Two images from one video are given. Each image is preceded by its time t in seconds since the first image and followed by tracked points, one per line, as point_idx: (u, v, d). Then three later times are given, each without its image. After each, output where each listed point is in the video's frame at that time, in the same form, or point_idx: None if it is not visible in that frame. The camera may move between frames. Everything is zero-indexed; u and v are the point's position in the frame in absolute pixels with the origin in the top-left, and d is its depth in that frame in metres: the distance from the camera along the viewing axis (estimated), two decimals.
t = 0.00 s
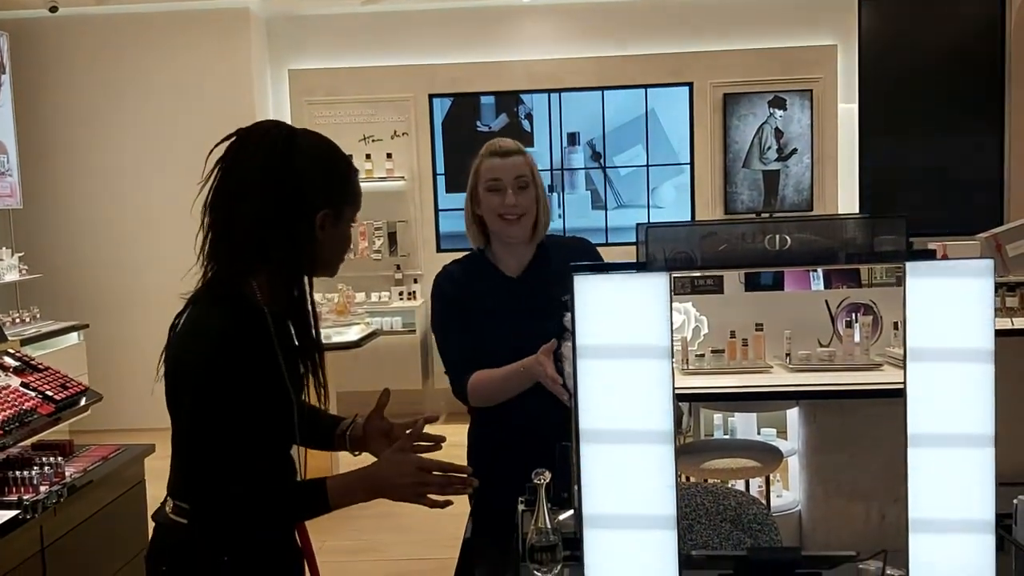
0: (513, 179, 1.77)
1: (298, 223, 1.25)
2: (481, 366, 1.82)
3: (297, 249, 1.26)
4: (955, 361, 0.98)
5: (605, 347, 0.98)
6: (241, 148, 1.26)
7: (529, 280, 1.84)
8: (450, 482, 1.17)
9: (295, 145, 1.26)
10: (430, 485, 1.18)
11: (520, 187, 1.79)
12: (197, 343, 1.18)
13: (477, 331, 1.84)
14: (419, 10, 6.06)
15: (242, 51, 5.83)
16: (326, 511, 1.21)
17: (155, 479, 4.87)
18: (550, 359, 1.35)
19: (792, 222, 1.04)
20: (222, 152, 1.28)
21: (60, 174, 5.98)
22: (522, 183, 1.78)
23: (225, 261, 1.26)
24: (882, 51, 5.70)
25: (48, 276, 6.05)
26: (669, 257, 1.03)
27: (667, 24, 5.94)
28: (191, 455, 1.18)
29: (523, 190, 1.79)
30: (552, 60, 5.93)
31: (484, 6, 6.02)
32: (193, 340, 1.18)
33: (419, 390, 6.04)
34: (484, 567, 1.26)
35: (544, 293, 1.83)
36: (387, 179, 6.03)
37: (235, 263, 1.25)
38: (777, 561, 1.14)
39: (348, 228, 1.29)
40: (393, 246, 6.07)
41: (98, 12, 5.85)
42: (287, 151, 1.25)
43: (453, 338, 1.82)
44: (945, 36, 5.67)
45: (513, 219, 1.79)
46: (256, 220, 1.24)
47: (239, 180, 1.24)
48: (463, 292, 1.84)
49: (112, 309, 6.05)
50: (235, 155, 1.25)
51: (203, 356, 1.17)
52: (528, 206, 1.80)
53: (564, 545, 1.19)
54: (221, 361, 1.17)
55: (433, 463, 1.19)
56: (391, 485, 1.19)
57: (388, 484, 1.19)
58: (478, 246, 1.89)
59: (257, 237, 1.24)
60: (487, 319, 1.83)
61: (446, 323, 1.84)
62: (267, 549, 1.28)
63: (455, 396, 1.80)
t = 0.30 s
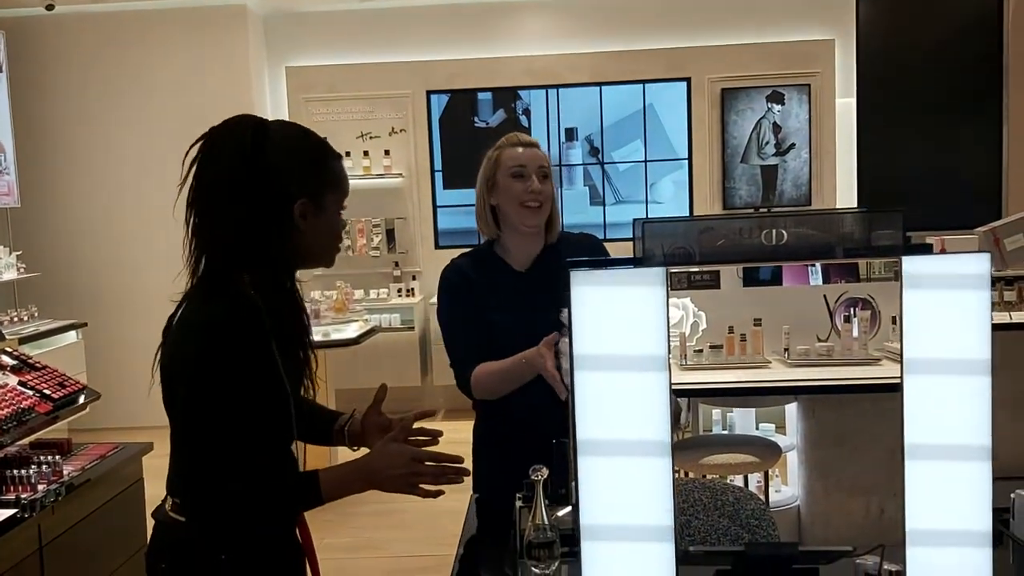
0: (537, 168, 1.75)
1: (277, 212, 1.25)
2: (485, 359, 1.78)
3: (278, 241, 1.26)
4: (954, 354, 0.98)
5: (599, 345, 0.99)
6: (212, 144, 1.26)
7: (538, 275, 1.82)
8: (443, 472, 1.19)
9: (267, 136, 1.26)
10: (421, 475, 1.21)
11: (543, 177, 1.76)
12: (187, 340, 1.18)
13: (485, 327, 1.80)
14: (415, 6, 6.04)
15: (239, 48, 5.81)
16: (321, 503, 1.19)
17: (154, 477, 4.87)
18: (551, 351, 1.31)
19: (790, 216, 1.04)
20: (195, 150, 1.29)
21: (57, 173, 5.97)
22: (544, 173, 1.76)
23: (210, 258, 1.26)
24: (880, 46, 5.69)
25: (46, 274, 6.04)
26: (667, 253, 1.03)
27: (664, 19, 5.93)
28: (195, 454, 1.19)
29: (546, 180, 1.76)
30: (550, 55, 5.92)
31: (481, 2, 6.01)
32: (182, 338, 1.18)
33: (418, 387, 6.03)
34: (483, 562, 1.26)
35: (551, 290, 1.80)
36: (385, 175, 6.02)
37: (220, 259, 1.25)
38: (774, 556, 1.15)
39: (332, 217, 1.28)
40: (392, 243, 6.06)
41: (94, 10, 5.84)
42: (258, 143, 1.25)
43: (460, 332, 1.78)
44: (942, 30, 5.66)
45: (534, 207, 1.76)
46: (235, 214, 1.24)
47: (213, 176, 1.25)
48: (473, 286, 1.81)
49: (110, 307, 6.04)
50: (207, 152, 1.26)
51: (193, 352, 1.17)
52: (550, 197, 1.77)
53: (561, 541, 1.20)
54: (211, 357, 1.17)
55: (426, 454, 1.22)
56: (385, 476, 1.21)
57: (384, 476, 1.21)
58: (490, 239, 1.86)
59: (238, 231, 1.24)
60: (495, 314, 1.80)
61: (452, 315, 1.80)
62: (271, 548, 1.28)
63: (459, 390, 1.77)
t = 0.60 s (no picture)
0: (538, 166, 1.75)
1: (256, 204, 1.25)
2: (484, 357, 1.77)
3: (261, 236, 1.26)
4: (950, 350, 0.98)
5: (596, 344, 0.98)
6: (186, 148, 1.27)
7: (538, 274, 1.79)
8: (441, 462, 1.24)
9: (240, 134, 1.27)
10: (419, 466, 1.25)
11: (544, 175, 1.77)
12: (179, 341, 1.18)
13: (486, 325, 1.79)
14: (411, 6, 6.04)
15: (235, 49, 5.81)
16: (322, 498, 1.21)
17: (154, 479, 4.87)
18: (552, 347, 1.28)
19: (786, 214, 1.04)
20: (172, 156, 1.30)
21: (54, 174, 5.96)
22: (545, 171, 1.76)
23: (196, 259, 1.27)
24: (874, 42, 5.71)
25: (44, 277, 6.03)
26: (666, 250, 1.03)
27: (660, 16, 5.93)
28: (199, 453, 1.18)
29: (547, 178, 1.77)
30: (547, 54, 5.92)
31: (477, 1, 6.01)
32: (177, 340, 1.18)
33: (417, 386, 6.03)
34: (483, 562, 1.27)
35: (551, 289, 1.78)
36: (382, 175, 6.02)
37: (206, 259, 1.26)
38: (772, 552, 1.17)
39: (315, 209, 1.29)
40: (390, 243, 6.06)
41: (90, 11, 5.83)
42: (231, 141, 1.26)
43: (462, 332, 1.79)
44: (937, 26, 5.67)
45: (537, 206, 1.76)
46: (215, 212, 1.25)
47: (189, 178, 1.26)
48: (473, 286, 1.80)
49: (107, 309, 6.04)
50: (183, 156, 1.27)
51: (185, 351, 1.17)
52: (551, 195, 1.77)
53: (560, 540, 1.20)
54: (203, 352, 1.16)
55: (424, 446, 1.27)
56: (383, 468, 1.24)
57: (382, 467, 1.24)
58: (492, 239, 1.85)
59: (224, 228, 1.25)
60: (496, 311, 1.78)
61: (454, 315, 1.80)
62: (279, 542, 1.29)
63: (462, 388, 1.78)
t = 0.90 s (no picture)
0: (536, 165, 1.75)
1: (253, 200, 1.25)
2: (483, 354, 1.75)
3: (257, 232, 1.26)
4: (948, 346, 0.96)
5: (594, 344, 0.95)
6: (180, 145, 1.27)
7: (538, 274, 1.79)
8: (450, 449, 1.18)
9: (234, 130, 1.27)
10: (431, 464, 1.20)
11: (541, 174, 1.76)
12: (181, 339, 1.19)
13: (487, 323, 1.79)
14: (410, 5, 6.04)
15: (235, 49, 5.82)
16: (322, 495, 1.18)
17: (154, 479, 4.87)
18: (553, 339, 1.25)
19: (785, 213, 1.04)
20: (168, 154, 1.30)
21: (54, 175, 5.96)
22: (542, 170, 1.77)
23: (198, 257, 1.27)
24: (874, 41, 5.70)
25: (44, 277, 6.03)
26: (665, 249, 1.03)
27: (659, 15, 5.93)
28: (206, 450, 1.20)
29: (544, 177, 1.77)
30: (546, 53, 5.91)
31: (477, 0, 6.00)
32: (180, 338, 1.18)
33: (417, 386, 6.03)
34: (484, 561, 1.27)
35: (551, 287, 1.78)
36: (382, 174, 6.01)
37: (206, 257, 1.27)
38: (770, 553, 1.16)
39: (312, 203, 1.28)
40: (389, 243, 6.06)
41: (90, 12, 5.84)
42: (225, 137, 1.26)
43: (464, 331, 1.77)
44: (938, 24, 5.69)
45: (536, 206, 1.75)
46: (214, 210, 1.25)
47: (185, 176, 1.26)
48: (474, 284, 1.79)
49: (107, 309, 6.04)
50: (177, 153, 1.27)
51: (188, 350, 1.17)
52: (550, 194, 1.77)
53: (559, 540, 1.19)
54: (204, 349, 1.16)
55: (432, 433, 1.21)
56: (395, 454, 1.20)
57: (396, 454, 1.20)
58: (493, 240, 1.84)
59: (222, 225, 1.25)
60: (499, 308, 1.78)
61: (456, 314, 1.79)
62: (288, 544, 1.30)
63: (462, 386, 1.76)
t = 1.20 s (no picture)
0: (533, 168, 1.76)
1: (262, 201, 1.24)
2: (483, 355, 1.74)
3: (265, 232, 1.26)
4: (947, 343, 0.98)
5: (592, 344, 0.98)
6: (195, 142, 1.28)
7: (537, 275, 1.79)
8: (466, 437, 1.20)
9: (249, 130, 1.27)
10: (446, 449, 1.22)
11: (539, 177, 1.77)
12: (187, 338, 1.20)
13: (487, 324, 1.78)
14: (410, 6, 6.04)
15: (234, 50, 5.81)
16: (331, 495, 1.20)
17: (154, 480, 4.87)
18: (554, 334, 1.20)
19: (785, 213, 1.04)
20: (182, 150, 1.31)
21: (54, 176, 5.97)
22: (540, 174, 1.77)
23: (207, 255, 1.28)
24: (873, 41, 5.70)
25: (43, 278, 6.03)
26: (665, 249, 1.03)
27: (659, 16, 5.93)
28: (212, 446, 1.21)
29: (542, 180, 1.77)
30: (545, 53, 5.92)
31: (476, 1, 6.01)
32: (190, 338, 1.19)
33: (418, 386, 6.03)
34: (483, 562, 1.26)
35: (551, 289, 1.77)
36: (382, 175, 6.01)
37: (214, 256, 1.27)
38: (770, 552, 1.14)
39: (318, 209, 1.27)
40: (389, 243, 6.06)
41: (90, 13, 5.84)
42: (240, 136, 1.26)
43: (464, 334, 1.77)
44: (939, 23, 5.66)
45: (534, 211, 1.76)
46: (223, 209, 1.25)
47: (199, 175, 1.26)
48: (474, 285, 1.79)
49: (107, 310, 6.04)
50: (192, 149, 1.28)
51: (194, 349, 1.18)
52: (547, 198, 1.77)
53: (559, 540, 1.20)
54: (209, 349, 1.17)
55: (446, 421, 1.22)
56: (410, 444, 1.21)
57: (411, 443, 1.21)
58: (490, 240, 1.84)
59: (233, 225, 1.25)
60: (499, 308, 1.78)
61: (455, 314, 1.78)
62: (299, 546, 1.30)
63: (462, 388, 1.75)
